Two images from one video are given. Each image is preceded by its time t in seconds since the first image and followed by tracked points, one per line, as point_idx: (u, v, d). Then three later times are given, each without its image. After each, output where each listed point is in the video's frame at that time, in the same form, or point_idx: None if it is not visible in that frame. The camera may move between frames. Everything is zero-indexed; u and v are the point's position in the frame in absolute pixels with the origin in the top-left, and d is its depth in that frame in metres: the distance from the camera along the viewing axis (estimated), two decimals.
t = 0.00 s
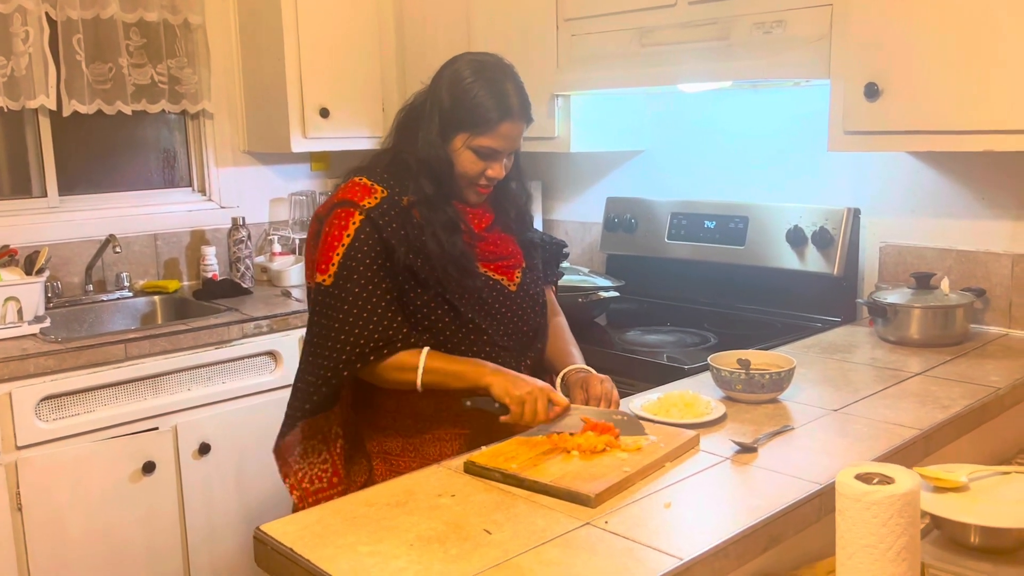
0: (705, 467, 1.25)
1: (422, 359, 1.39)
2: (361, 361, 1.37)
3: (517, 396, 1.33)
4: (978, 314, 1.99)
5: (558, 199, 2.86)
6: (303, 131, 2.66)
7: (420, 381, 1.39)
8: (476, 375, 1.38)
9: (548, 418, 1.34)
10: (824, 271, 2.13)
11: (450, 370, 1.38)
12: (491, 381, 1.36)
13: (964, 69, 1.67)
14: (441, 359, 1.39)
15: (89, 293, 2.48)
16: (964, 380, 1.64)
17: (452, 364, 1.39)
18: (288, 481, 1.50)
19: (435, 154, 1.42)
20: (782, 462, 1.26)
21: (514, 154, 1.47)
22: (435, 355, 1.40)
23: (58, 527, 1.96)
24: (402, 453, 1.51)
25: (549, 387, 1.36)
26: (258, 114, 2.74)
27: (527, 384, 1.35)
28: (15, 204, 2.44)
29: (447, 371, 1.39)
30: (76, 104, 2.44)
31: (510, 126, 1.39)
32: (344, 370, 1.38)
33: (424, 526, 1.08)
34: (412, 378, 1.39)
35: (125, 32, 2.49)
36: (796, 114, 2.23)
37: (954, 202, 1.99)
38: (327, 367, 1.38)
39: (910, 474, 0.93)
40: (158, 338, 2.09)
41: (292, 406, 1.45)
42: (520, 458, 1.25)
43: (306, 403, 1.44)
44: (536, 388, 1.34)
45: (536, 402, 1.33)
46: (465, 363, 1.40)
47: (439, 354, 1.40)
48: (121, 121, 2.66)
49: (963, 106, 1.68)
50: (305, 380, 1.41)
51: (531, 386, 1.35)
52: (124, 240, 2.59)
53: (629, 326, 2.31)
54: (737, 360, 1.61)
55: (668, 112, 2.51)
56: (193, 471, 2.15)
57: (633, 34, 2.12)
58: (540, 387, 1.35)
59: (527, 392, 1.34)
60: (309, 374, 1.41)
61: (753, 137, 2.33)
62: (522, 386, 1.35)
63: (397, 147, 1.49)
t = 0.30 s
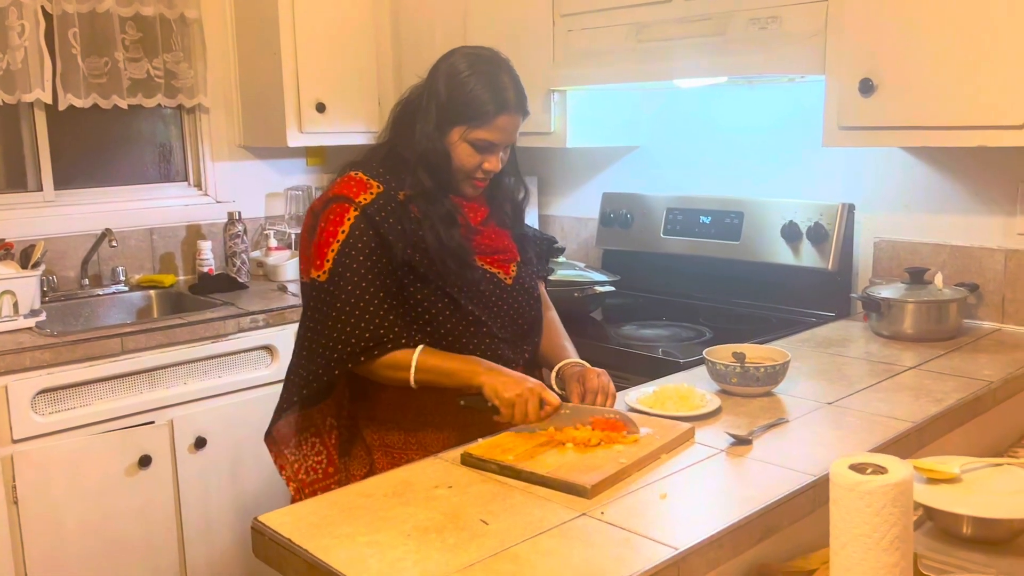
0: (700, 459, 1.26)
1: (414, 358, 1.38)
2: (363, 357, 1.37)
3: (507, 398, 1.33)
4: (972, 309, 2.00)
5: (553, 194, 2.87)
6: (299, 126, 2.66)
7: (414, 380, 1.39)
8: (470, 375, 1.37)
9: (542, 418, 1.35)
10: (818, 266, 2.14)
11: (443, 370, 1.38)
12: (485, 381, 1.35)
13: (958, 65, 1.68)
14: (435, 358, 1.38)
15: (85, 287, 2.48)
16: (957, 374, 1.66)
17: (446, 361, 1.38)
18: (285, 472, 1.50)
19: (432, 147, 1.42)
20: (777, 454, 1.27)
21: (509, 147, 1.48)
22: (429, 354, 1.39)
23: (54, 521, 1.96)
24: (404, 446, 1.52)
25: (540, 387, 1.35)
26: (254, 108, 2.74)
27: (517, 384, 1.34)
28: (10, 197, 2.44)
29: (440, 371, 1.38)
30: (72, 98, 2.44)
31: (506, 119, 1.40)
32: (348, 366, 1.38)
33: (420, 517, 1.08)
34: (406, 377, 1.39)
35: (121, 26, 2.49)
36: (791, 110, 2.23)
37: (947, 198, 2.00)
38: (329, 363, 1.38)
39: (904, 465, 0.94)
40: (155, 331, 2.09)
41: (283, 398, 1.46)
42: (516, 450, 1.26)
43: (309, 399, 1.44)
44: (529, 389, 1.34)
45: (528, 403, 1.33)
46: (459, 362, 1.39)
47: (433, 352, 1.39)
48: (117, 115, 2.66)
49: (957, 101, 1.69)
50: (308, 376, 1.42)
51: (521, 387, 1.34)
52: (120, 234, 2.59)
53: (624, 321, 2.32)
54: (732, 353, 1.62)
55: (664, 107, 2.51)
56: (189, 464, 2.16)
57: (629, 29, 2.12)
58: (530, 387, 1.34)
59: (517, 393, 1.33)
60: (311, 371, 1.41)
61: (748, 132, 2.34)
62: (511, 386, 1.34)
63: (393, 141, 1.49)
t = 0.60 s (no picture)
0: (698, 450, 1.27)
1: (387, 342, 1.40)
2: (353, 348, 1.38)
3: (481, 376, 1.33)
4: (968, 303, 2.01)
5: (552, 189, 2.87)
6: (298, 121, 2.67)
7: (389, 364, 1.41)
8: (443, 355, 1.38)
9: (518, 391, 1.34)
10: (815, 260, 2.14)
11: (415, 353, 1.39)
12: (459, 361, 1.36)
13: (954, 60, 1.69)
14: (407, 343, 1.39)
15: (83, 281, 2.48)
16: (954, 367, 1.66)
17: (423, 344, 1.39)
18: (289, 459, 1.51)
19: (433, 138, 1.42)
20: (774, 446, 1.28)
21: (510, 139, 1.48)
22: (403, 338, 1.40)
23: (53, 513, 1.97)
24: (404, 439, 1.52)
25: (514, 359, 1.35)
26: (252, 102, 2.74)
27: (491, 359, 1.34)
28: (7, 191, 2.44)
29: (412, 354, 1.39)
30: (70, 92, 2.44)
31: (507, 110, 1.40)
32: (338, 357, 1.38)
33: (420, 507, 1.09)
34: (381, 363, 1.41)
35: (120, 20, 2.49)
36: (789, 104, 2.24)
37: (945, 192, 2.01)
38: (319, 354, 1.39)
39: (901, 454, 0.94)
40: (153, 325, 2.10)
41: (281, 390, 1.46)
42: (515, 441, 1.26)
43: (304, 390, 1.44)
44: (502, 363, 1.34)
45: (502, 379, 1.33)
46: (433, 343, 1.40)
47: (406, 336, 1.40)
48: (115, 109, 2.66)
49: (955, 95, 1.70)
50: (299, 367, 1.42)
51: (496, 361, 1.34)
52: (118, 229, 2.59)
53: (621, 315, 2.33)
54: (730, 346, 1.63)
55: (662, 102, 2.52)
56: (187, 458, 2.16)
57: (627, 24, 2.13)
58: (506, 360, 1.34)
59: (490, 370, 1.33)
60: (303, 362, 1.42)
61: (745, 127, 2.34)
62: (486, 362, 1.34)
63: (393, 133, 1.50)
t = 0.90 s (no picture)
0: (696, 447, 1.27)
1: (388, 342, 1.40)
2: (352, 345, 1.38)
3: (481, 379, 1.32)
4: (966, 300, 2.01)
5: (550, 185, 2.87)
6: (296, 117, 2.67)
7: (390, 365, 1.41)
8: (443, 357, 1.38)
9: (518, 395, 1.33)
10: (814, 258, 2.14)
11: (414, 354, 1.39)
12: (459, 362, 1.36)
13: (952, 57, 1.69)
14: (407, 343, 1.40)
15: (81, 278, 2.48)
16: (952, 364, 1.67)
17: (426, 344, 1.40)
18: (281, 452, 1.51)
19: (435, 137, 1.42)
20: (773, 443, 1.28)
21: (513, 138, 1.48)
22: (404, 338, 1.41)
23: (51, 510, 1.97)
24: (400, 436, 1.51)
25: (515, 364, 1.34)
26: (250, 98, 2.73)
27: (492, 363, 1.33)
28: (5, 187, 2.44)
29: (412, 355, 1.39)
30: (68, 88, 2.44)
31: (511, 110, 1.40)
32: (337, 353, 1.38)
33: (419, 503, 1.09)
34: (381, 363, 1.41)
35: (118, 16, 2.49)
36: (788, 101, 2.24)
37: (943, 190, 2.01)
38: (318, 350, 1.39)
39: (899, 450, 0.94)
40: (151, 321, 2.10)
41: (276, 384, 1.47)
42: (514, 437, 1.26)
43: (302, 385, 1.45)
44: (503, 367, 1.33)
45: (503, 382, 1.32)
46: (433, 345, 1.40)
47: (407, 337, 1.41)
48: (113, 105, 2.66)
49: (953, 93, 1.70)
50: (298, 363, 1.43)
51: (496, 365, 1.33)
52: (116, 225, 2.59)
53: (619, 312, 2.33)
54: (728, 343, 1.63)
55: (661, 99, 2.52)
56: (185, 454, 2.16)
57: (626, 20, 2.12)
58: (506, 365, 1.33)
59: (492, 374, 1.32)
60: (302, 358, 1.42)
61: (745, 124, 2.34)
62: (488, 366, 1.34)
63: (396, 130, 1.50)
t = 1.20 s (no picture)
0: (692, 444, 1.27)
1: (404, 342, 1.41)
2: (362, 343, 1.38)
3: (498, 380, 1.33)
4: (963, 298, 2.01)
5: (548, 183, 2.88)
6: (294, 114, 2.67)
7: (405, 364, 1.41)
8: (459, 357, 1.39)
9: (531, 398, 1.34)
10: (812, 255, 2.15)
11: (430, 354, 1.40)
12: (477, 362, 1.37)
13: (949, 55, 1.69)
14: (425, 343, 1.40)
15: (80, 275, 2.49)
16: (949, 361, 1.67)
17: (441, 344, 1.40)
18: (282, 454, 1.51)
19: (438, 137, 1.43)
20: (768, 440, 1.29)
21: (516, 140, 1.48)
22: (419, 338, 1.41)
23: (49, 507, 1.97)
24: (398, 434, 1.52)
25: (532, 367, 1.35)
26: (249, 95, 2.73)
27: (508, 365, 1.34)
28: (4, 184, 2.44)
29: (428, 354, 1.40)
30: (67, 85, 2.44)
31: (515, 113, 1.40)
32: (346, 351, 1.38)
33: (416, 500, 1.09)
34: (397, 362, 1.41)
35: (116, 13, 2.48)
36: (787, 99, 2.24)
37: (941, 187, 2.01)
38: (327, 347, 1.39)
39: (894, 447, 0.94)
40: (150, 319, 2.10)
41: (282, 384, 1.46)
42: (510, 434, 1.27)
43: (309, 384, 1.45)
44: (520, 370, 1.34)
45: (519, 385, 1.33)
46: (448, 345, 1.40)
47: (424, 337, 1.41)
48: (111, 102, 2.66)
49: (951, 91, 1.70)
50: (306, 360, 1.42)
51: (514, 368, 1.34)
52: (115, 223, 2.59)
53: (618, 310, 2.33)
54: (725, 341, 1.63)
55: (660, 97, 2.52)
56: (184, 451, 2.17)
57: (624, 18, 2.12)
58: (523, 368, 1.34)
59: (508, 375, 1.33)
60: (309, 355, 1.42)
61: (743, 122, 2.34)
62: (504, 368, 1.35)
63: (399, 128, 1.50)
